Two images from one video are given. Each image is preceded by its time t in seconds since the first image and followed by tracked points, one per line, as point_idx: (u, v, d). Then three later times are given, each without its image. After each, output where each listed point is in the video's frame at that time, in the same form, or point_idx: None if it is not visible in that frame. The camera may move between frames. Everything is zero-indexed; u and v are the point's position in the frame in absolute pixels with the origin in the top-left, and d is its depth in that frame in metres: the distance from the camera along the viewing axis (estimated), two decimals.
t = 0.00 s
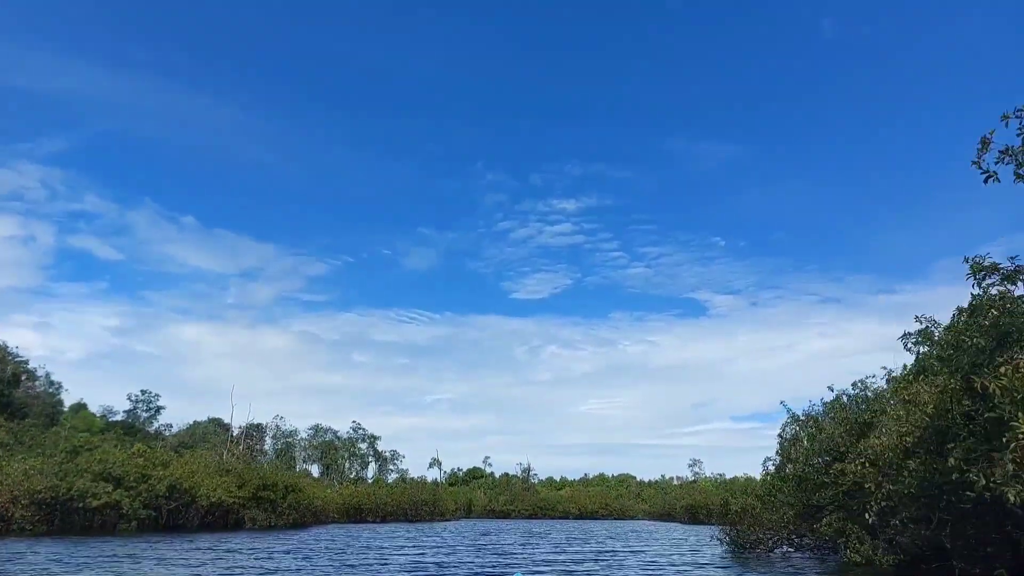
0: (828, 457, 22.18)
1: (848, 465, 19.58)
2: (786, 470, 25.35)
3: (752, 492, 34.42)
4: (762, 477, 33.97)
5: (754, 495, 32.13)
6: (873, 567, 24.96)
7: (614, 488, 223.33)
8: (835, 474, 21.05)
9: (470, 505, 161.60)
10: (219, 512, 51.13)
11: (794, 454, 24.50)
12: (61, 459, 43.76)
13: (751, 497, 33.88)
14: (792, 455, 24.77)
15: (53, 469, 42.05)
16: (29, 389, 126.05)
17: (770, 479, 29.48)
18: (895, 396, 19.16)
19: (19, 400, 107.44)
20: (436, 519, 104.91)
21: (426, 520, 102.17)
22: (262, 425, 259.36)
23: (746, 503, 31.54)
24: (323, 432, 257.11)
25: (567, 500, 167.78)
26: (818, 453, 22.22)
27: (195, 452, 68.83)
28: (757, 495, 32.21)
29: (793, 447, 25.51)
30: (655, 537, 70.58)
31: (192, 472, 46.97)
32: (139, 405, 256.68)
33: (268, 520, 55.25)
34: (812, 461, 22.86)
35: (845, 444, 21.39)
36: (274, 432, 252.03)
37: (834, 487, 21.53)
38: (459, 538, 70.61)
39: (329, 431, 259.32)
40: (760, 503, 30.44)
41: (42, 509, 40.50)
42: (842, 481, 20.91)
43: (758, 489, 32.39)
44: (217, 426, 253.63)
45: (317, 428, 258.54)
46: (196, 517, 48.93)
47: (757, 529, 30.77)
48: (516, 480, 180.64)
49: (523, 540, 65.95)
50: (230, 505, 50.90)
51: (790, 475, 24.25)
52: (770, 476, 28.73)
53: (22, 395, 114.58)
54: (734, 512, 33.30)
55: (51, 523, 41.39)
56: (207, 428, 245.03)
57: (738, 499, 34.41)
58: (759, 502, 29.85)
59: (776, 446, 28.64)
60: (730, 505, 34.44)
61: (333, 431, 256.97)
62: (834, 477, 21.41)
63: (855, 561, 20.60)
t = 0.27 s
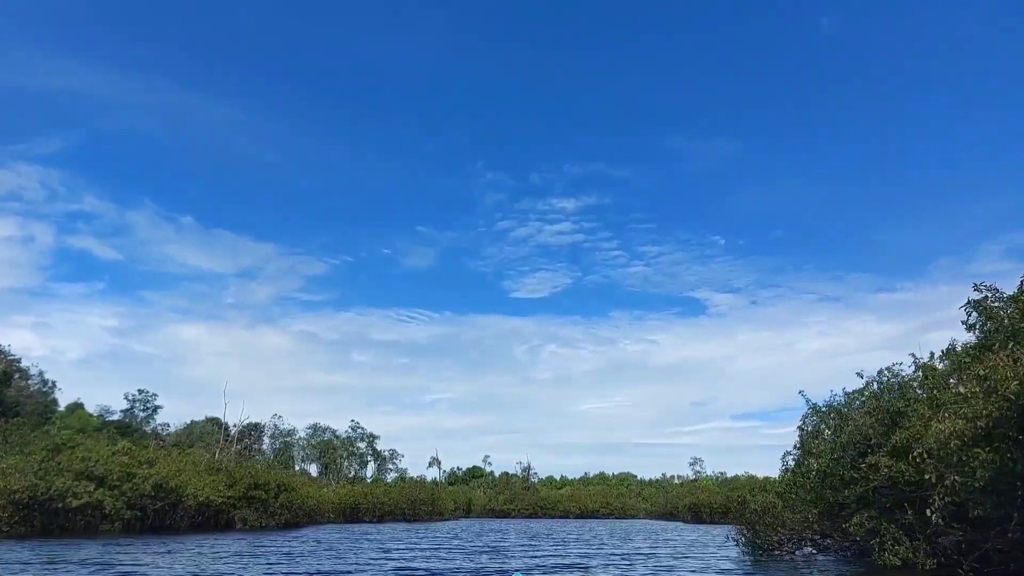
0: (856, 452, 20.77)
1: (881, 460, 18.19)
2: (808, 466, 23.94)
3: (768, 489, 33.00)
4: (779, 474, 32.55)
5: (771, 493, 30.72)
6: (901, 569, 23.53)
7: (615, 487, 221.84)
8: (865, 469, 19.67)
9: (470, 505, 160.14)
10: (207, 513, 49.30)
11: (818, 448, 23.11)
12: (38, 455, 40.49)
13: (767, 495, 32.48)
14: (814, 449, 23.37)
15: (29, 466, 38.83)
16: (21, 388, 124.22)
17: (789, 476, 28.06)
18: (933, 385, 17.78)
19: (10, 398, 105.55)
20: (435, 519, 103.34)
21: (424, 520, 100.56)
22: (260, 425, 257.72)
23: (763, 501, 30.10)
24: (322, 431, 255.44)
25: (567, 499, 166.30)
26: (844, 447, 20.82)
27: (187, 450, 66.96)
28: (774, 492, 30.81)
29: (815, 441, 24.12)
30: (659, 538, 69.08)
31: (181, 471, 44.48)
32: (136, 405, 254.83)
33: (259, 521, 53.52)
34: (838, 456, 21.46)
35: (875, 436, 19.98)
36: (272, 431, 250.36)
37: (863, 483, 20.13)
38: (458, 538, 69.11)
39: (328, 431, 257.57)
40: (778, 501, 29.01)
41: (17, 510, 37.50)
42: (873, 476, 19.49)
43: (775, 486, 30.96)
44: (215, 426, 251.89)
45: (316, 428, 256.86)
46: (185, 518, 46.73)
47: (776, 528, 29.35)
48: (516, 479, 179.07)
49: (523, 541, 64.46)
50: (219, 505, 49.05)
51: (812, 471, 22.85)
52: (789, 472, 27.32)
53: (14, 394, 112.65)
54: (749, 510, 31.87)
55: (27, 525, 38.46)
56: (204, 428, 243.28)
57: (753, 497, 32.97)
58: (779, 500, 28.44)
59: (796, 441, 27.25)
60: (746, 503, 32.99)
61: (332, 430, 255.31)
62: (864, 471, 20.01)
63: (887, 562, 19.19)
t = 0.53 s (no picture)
0: (887, 447, 19.35)
1: (919, 456, 16.75)
2: (837, 464, 22.55)
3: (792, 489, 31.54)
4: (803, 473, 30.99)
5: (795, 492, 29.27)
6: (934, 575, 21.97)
7: (614, 488, 220.39)
8: (900, 466, 18.21)
9: (468, 505, 158.55)
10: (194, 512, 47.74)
11: (848, 446, 21.71)
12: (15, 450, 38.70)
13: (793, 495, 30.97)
14: (845, 446, 21.89)
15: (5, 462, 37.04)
16: (14, 385, 122.57)
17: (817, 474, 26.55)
18: (973, 373, 16.24)
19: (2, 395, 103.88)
20: (432, 519, 101.61)
21: (422, 521, 98.82)
22: (257, 423, 256.08)
23: (786, 502, 28.62)
24: (320, 430, 253.80)
25: (566, 499, 164.83)
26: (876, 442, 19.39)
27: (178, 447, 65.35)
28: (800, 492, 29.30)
29: (846, 437, 22.67)
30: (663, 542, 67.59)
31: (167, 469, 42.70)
32: (133, 403, 253.11)
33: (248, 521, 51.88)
34: (869, 452, 20.06)
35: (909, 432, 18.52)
36: (270, 430, 248.75)
37: (897, 482, 18.70)
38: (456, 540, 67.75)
39: (326, 430, 255.93)
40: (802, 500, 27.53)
41: None
42: (909, 475, 17.94)
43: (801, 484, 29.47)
44: (212, 425, 250.22)
45: (314, 427, 255.26)
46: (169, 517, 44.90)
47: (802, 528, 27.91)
48: (515, 479, 177.55)
49: (522, 543, 62.84)
50: (206, 504, 47.46)
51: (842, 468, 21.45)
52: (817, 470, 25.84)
53: (5, 391, 110.90)
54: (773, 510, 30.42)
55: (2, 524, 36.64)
56: (201, 426, 241.63)
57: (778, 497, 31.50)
58: (804, 500, 27.02)
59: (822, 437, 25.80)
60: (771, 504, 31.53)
61: (330, 429, 253.68)
62: (899, 470, 18.48)
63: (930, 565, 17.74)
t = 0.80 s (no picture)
0: (926, 442, 18.63)
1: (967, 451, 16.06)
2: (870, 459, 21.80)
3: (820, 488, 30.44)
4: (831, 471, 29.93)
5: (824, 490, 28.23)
6: None
7: (615, 488, 218.84)
8: (945, 462, 17.49)
9: (467, 505, 157.03)
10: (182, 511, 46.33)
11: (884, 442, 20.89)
12: None
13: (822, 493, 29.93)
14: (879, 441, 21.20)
15: None
16: (8, 381, 120.91)
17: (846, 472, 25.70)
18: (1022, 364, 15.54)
19: None
20: (430, 520, 100.07)
21: (420, 521, 97.25)
22: (256, 422, 254.51)
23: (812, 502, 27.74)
24: (319, 429, 252.21)
25: (567, 499, 163.32)
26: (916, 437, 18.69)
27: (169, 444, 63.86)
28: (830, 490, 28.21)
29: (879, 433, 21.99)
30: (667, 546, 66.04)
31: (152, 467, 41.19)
32: (131, 401, 251.39)
33: (239, 521, 50.41)
34: (906, 448, 19.37)
35: (956, 424, 17.62)
36: (269, 429, 247.19)
37: (938, 478, 17.99)
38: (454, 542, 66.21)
39: (325, 429, 254.37)
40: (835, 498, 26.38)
41: None
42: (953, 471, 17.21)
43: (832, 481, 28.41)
44: (211, 424, 248.69)
45: (313, 426, 253.71)
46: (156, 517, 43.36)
47: (836, 528, 26.86)
48: (515, 479, 176.08)
49: (524, 546, 61.53)
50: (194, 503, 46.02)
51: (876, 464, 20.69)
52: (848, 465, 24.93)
53: None
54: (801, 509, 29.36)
55: None
56: (200, 425, 240.04)
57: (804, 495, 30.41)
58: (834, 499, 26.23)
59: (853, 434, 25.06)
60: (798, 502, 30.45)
61: (329, 429, 252.11)
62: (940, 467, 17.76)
63: (994, 567, 16.79)
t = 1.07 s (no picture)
0: (990, 422, 19.05)
1: None
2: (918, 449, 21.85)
3: (854, 485, 29.34)
4: (862, 470, 28.99)
5: (858, 489, 27.30)
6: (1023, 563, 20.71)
7: (617, 488, 217.34)
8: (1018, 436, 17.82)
9: (468, 503, 155.68)
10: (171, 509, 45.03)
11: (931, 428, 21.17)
12: None
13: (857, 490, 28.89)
14: (929, 432, 21.35)
15: None
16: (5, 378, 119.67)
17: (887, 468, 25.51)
18: None
19: None
20: (430, 519, 98.64)
21: (420, 520, 95.80)
22: (256, 421, 253.48)
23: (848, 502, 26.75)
24: (319, 428, 250.95)
25: (569, 499, 161.89)
26: (984, 417, 19.07)
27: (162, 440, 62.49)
28: (868, 486, 27.25)
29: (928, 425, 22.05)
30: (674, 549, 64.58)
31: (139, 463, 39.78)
32: (131, 399, 250.21)
33: (232, 520, 49.07)
34: (970, 431, 19.64)
35: None
36: (269, 427, 246.04)
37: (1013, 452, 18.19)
38: (454, 542, 64.85)
39: (325, 428, 253.02)
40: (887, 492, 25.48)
41: None
42: None
43: (870, 478, 27.42)
44: (212, 422, 247.64)
45: (314, 424, 252.56)
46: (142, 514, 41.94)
47: (876, 530, 25.68)
48: (517, 479, 174.66)
49: (525, 548, 60.31)
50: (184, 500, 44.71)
51: (925, 454, 20.79)
52: (888, 457, 24.68)
53: None
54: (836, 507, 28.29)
55: None
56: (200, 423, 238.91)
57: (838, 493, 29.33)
58: (875, 498, 25.59)
59: (888, 430, 25.04)
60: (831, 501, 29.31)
61: (329, 428, 250.83)
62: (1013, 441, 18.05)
63: None
